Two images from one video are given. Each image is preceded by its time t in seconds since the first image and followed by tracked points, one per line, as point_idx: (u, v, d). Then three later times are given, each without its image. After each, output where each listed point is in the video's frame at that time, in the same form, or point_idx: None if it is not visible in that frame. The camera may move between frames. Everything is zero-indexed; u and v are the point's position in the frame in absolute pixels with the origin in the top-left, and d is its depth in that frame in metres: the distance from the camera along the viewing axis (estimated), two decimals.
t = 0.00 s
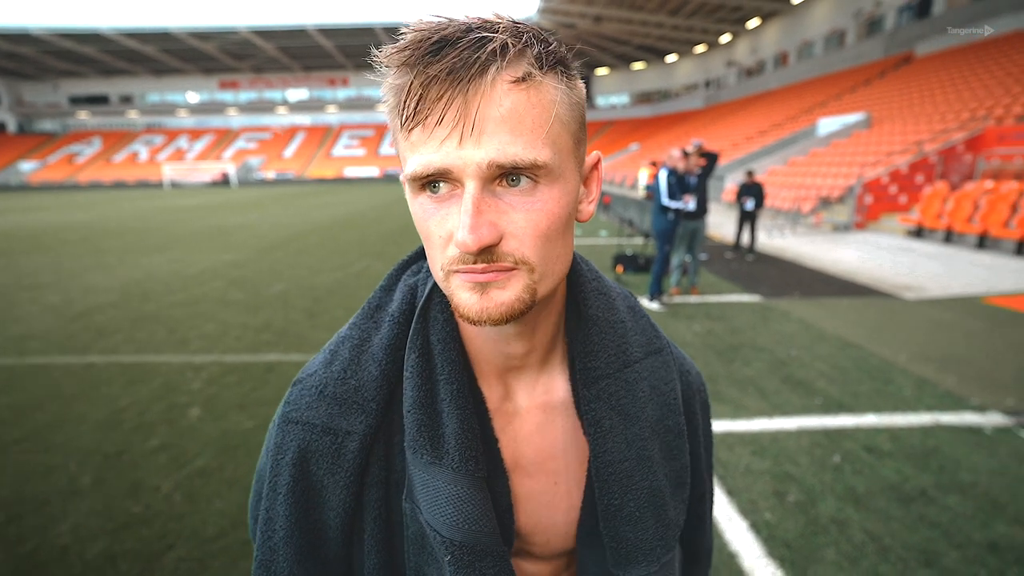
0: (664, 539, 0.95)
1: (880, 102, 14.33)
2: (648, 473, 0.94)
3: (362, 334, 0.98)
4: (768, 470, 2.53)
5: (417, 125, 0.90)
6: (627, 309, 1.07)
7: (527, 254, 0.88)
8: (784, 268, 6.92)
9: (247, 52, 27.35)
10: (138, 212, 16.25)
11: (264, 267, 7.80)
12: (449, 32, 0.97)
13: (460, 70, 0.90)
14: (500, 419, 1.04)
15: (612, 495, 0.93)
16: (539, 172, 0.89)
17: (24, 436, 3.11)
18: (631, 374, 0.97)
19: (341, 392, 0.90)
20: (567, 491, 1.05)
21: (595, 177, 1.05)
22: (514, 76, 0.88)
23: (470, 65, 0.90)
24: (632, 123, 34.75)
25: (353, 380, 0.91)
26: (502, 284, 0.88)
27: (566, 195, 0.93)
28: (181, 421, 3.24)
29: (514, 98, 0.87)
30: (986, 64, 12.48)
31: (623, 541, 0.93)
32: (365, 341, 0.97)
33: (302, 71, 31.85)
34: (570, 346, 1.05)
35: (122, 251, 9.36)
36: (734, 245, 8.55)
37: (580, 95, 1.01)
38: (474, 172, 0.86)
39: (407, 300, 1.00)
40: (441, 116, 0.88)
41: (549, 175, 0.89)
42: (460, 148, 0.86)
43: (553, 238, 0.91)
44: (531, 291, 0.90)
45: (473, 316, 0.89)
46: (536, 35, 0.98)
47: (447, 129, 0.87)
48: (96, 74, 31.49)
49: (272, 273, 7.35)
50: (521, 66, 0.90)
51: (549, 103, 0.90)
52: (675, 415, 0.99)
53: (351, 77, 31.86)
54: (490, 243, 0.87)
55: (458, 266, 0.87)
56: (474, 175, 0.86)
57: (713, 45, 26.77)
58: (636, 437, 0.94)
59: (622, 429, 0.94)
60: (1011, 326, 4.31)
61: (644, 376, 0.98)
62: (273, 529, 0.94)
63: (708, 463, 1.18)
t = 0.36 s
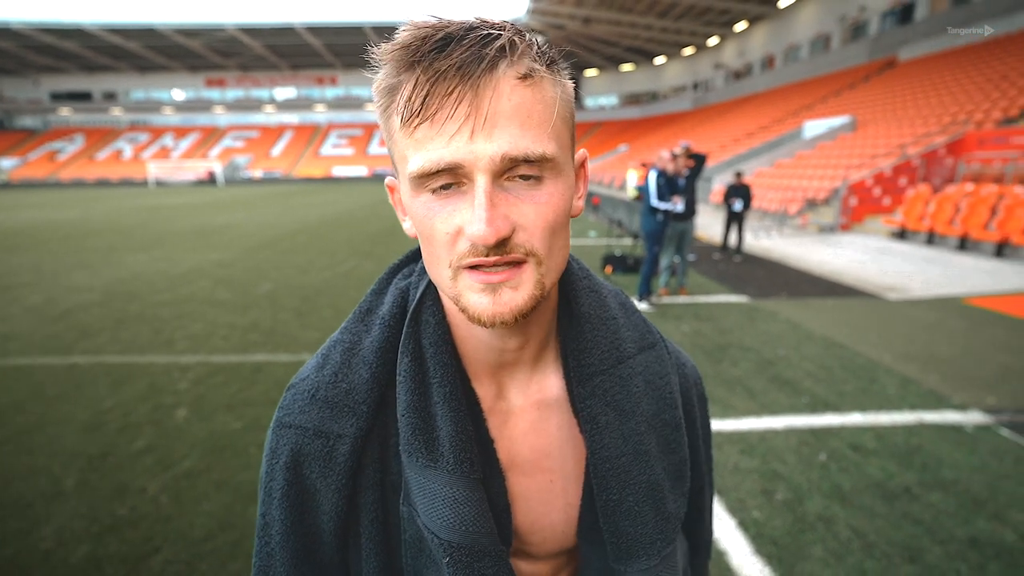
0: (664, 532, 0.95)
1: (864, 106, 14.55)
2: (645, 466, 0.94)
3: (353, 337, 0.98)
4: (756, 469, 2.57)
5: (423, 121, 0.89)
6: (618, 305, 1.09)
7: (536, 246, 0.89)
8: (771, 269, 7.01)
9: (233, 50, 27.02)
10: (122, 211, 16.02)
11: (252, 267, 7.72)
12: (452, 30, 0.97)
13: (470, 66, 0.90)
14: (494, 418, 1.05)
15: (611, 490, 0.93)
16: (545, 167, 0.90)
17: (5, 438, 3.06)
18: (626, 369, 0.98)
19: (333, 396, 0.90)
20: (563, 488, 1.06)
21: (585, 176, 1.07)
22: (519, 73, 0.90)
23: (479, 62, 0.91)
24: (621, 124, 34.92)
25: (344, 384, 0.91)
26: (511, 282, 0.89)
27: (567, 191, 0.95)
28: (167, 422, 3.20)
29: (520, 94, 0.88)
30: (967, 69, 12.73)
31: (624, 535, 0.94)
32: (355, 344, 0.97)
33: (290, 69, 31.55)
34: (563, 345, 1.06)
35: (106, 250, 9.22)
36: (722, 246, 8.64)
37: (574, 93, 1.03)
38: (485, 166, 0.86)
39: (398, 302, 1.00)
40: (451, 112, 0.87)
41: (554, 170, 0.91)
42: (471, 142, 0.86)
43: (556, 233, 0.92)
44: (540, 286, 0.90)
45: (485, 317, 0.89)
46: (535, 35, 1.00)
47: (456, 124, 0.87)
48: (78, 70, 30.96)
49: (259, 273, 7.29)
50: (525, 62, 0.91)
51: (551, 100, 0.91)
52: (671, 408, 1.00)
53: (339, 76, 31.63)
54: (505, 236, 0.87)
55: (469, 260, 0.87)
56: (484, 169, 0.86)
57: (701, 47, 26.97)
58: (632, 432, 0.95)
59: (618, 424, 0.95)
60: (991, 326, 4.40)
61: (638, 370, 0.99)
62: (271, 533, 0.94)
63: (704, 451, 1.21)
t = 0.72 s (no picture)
0: (659, 535, 0.95)
1: (864, 106, 14.57)
2: (639, 467, 0.94)
3: (350, 335, 0.98)
4: (757, 469, 2.57)
5: (415, 119, 0.91)
6: (616, 304, 1.08)
7: (527, 243, 0.89)
8: (771, 268, 7.04)
9: (233, 50, 27.01)
10: (122, 211, 16.04)
11: (252, 267, 7.73)
12: (446, 30, 0.98)
13: (461, 66, 0.91)
14: (490, 417, 1.06)
15: (603, 490, 0.95)
16: (534, 165, 0.90)
17: (6, 439, 3.06)
18: (621, 368, 0.98)
19: (329, 391, 0.91)
20: (560, 489, 1.06)
21: (577, 176, 1.06)
22: (510, 72, 0.90)
23: (471, 61, 0.91)
24: (621, 124, 34.95)
25: (340, 379, 0.92)
26: (500, 275, 0.89)
27: (557, 190, 0.95)
28: (168, 423, 3.21)
29: (510, 94, 0.88)
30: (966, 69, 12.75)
31: (616, 536, 0.95)
32: (352, 341, 0.98)
33: (290, 70, 31.55)
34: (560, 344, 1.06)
35: (106, 250, 9.22)
36: (722, 246, 8.66)
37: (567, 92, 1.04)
38: (475, 164, 0.86)
39: (395, 301, 1.01)
40: (442, 111, 0.88)
41: (543, 168, 0.91)
42: (461, 139, 0.87)
43: (547, 230, 0.92)
44: (529, 282, 0.91)
45: (471, 309, 0.89)
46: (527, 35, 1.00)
47: (448, 123, 0.88)
48: (78, 71, 30.95)
49: (259, 274, 7.30)
50: (515, 63, 0.92)
51: (539, 100, 0.91)
52: (670, 408, 0.99)
53: (339, 77, 31.64)
54: (494, 232, 0.88)
55: (459, 257, 0.88)
56: (474, 167, 0.86)
57: (700, 48, 26.99)
58: (624, 432, 0.95)
59: (611, 423, 0.96)
60: (991, 326, 4.41)
61: (634, 369, 0.98)
62: (270, 523, 0.96)
63: (713, 453, 1.21)
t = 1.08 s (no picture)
0: (651, 527, 0.93)
1: (867, 107, 14.55)
2: (632, 458, 0.94)
3: (365, 317, 0.99)
4: (760, 470, 2.57)
5: (408, 137, 0.92)
6: (617, 296, 1.08)
7: (518, 250, 0.91)
8: (774, 270, 7.03)
9: (235, 52, 27.08)
10: (125, 212, 16.09)
11: (255, 268, 7.74)
12: (438, 44, 0.96)
13: (450, 86, 0.90)
14: (497, 406, 1.07)
15: (592, 478, 0.95)
16: (524, 177, 0.90)
17: (10, 439, 3.08)
18: (617, 357, 0.99)
19: (342, 368, 0.92)
20: (560, 479, 1.06)
21: (580, 173, 1.07)
22: (499, 89, 0.89)
23: (459, 82, 0.90)
24: (622, 125, 34.94)
25: (353, 357, 0.93)
26: (494, 283, 0.91)
27: (552, 198, 0.94)
28: (172, 423, 3.22)
29: (500, 112, 0.88)
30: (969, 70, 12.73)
31: (606, 525, 0.94)
32: (367, 323, 0.99)
33: (292, 71, 31.61)
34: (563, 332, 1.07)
35: (109, 251, 9.26)
36: (725, 247, 8.66)
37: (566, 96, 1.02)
38: (465, 179, 0.88)
39: (406, 285, 1.02)
40: (430, 134, 0.89)
41: (535, 180, 0.91)
42: (449, 158, 0.88)
43: (539, 237, 0.93)
44: (523, 285, 0.92)
45: (468, 313, 0.92)
46: (521, 42, 0.98)
47: (435, 146, 0.89)
48: (81, 73, 31.07)
49: (262, 274, 7.31)
50: (504, 78, 0.90)
51: (532, 111, 0.90)
52: (668, 398, 0.97)
53: (342, 78, 31.70)
54: (484, 245, 0.89)
55: (452, 263, 0.89)
56: (464, 181, 0.88)
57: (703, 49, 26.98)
58: (619, 420, 0.95)
59: (604, 411, 0.96)
60: (995, 327, 4.41)
61: (631, 358, 0.98)
62: (278, 505, 0.97)
63: (729, 455, 1.19)
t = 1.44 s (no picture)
0: (660, 543, 0.95)
1: (865, 107, 14.58)
2: (644, 475, 0.95)
3: (362, 326, 1.01)
4: (757, 468, 2.58)
5: (408, 132, 0.93)
6: (628, 308, 1.08)
7: (516, 255, 0.90)
8: (771, 269, 7.05)
9: (233, 50, 26.98)
10: (121, 211, 16.03)
11: (252, 267, 7.73)
12: (442, 37, 0.97)
13: (450, 80, 0.91)
14: (495, 414, 1.08)
15: (606, 496, 0.95)
16: (525, 179, 0.90)
17: (6, 438, 3.07)
18: (629, 373, 1.00)
19: (338, 378, 0.94)
20: (563, 490, 1.07)
21: (590, 178, 1.08)
22: (503, 85, 0.89)
23: (459, 75, 0.91)
24: (621, 124, 34.92)
25: (348, 367, 0.94)
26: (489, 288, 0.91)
27: (554, 202, 0.94)
28: (169, 422, 3.22)
29: (502, 107, 0.88)
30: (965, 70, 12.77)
31: (618, 542, 0.95)
32: (363, 332, 1.00)
33: (290, 69, 31.49)
34: (569, 342, 1.08)
35: (106, 250, 9.22)
36: (722, 246, 8.68)
37: (576, 100, 1.02)
38: (462, 178, 0.88)
39: (406, 294, 1.02)
40: (428, 127, 0.90)
41: (535, 182, 0.91)
42: (445, 155, 0.89)
43: (539, 241, 0.92)
44: (520, 294, 0.92)
45: (462, 322, 0.92)
46: (532, 39, 0.98)
47: (433, 140, 0.90)
48: (77, 70, 30.92)
49: (259, 273, 7.30)
50: (509, 74, 0.90)
51: (536, 111, 0.90)
52: (678, 415, 0.99)
53: (339, 76, 31.62)
54: (478, 247, 0.89)
55: (448, 265, 0.89)
56: (461, 180, 0.88)
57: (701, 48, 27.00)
58: (631, 437, 0.96)
59: (617, 428, 0.97)
60: (990, 326, 4.43)
61: (642, 374, 0.99)
62: (273, 508, 0.98)
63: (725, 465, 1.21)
